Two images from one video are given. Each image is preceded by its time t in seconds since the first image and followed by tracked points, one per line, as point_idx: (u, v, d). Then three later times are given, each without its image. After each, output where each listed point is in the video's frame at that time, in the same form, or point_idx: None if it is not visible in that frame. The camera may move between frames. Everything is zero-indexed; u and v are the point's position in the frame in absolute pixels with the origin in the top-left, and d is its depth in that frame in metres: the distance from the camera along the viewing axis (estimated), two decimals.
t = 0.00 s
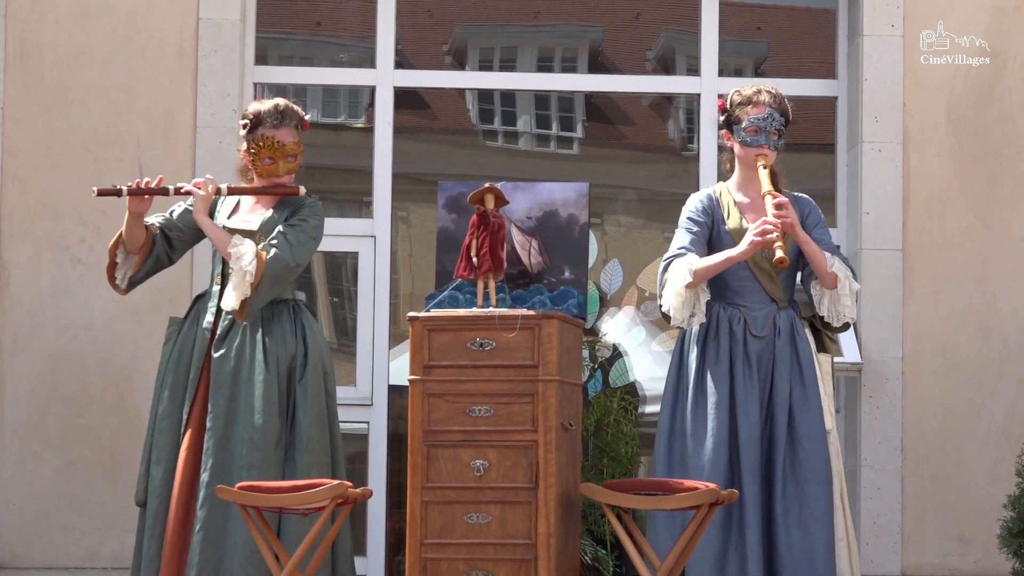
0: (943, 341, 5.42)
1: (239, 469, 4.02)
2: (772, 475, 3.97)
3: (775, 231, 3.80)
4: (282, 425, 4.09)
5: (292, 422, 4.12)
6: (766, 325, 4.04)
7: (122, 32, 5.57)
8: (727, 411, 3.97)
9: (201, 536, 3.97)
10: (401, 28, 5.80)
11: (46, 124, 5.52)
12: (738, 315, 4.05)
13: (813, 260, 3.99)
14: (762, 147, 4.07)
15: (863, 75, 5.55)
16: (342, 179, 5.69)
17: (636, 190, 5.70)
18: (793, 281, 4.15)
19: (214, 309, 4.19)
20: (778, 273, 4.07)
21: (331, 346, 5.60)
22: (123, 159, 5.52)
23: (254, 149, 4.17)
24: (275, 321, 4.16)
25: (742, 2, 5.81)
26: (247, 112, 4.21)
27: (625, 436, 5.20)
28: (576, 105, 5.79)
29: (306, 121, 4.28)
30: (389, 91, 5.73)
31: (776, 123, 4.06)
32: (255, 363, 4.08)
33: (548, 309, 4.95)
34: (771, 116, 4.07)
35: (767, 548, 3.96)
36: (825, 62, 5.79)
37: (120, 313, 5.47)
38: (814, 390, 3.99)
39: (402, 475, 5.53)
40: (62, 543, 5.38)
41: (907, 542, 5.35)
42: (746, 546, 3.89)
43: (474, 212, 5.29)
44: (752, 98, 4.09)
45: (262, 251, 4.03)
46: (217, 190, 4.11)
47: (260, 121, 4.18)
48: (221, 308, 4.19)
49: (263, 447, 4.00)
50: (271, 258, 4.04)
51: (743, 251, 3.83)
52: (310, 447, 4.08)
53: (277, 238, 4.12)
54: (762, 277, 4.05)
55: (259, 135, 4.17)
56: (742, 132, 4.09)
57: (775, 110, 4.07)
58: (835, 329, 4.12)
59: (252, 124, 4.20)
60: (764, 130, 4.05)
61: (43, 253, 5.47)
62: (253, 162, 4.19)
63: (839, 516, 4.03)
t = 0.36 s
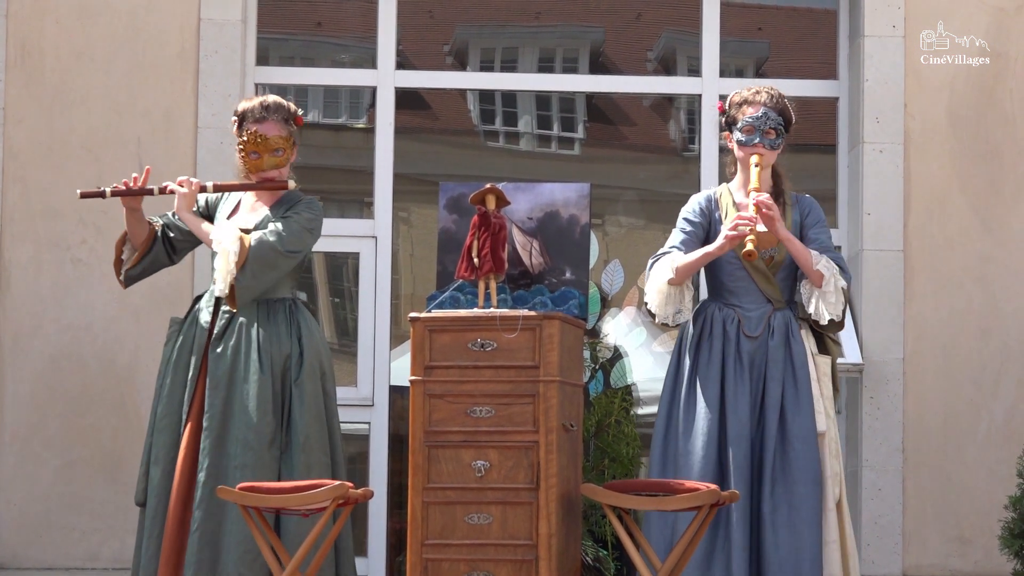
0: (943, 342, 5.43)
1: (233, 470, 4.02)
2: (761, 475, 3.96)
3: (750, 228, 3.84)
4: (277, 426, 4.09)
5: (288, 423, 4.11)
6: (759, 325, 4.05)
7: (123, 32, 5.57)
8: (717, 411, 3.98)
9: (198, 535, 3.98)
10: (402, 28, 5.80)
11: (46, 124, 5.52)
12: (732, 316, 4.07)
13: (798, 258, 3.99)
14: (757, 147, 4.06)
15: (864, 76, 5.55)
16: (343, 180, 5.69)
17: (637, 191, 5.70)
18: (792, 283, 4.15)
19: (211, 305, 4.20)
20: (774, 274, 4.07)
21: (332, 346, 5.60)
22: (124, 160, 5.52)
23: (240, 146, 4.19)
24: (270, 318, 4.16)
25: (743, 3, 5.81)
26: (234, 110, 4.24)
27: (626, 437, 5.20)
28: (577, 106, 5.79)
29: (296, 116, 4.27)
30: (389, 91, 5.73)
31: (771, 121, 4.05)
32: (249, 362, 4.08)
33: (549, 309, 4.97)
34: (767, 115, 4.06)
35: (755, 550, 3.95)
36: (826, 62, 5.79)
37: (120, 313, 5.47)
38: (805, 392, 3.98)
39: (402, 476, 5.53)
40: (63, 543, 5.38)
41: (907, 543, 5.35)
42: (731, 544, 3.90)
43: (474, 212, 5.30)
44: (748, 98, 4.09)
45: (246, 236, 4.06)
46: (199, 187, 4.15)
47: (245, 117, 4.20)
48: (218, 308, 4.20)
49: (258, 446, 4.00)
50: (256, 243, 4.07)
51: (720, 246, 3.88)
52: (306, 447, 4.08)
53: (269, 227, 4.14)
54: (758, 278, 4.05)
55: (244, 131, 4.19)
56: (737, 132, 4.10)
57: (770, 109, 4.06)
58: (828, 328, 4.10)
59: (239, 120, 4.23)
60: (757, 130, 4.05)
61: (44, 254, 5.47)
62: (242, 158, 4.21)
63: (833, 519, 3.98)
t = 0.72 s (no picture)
0: (943, 341, 5.42)
1: (228, 471, 4.03)
2: (761, 470, 3.96)
3: (750, 215, 3.86)
4: (267, 426, 4.09)
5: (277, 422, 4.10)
6: (761, 319, 4.05)
7: (122, 33, 5.57)
8: (719, 406, 3.99)
9: (195, 535, 4.00)
10: (402, 29, 5.80)
11: (46, 125, 5.52)
12: (734, 311, 4.07)
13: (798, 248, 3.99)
14: (757, 139, 4.06)
15: (864, 76, 5.55)
16: (341, 181, 5.69)
17: (637, 191, 5.70)
18: (792, 275, 4.14)
19: (208, 304, 4.23)
20: (775, 268, 4.07)
21: (332, 347, 5.59)
22: (124, 161, 5.52)
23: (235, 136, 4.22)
24: (263, 315, 4.16)
25: (743, 2, 5.81)
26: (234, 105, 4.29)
27: (626, 437, 5.20)
28: (576, 106, 5.79)
29: (292, 112, 4.30)
30: (389, 92, 5.73)
31: (771, 113, 4.05)
32: (241, 363, 4.09)
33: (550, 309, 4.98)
34: (767, 107, 4.05)
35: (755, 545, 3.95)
36: (825, 62, 5.79)
37: (120, 315, 5.47)
38: (805, 386, 3.97)
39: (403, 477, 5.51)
40: (63, 545, 5.38)
41: (908, 543, 5.35)
42: (734, 541, 3.91)
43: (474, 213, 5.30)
44: (748, 91, 4.09)
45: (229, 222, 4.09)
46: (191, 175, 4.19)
47: (240, 108, 4.23)
48: (215, 306, 4.21)
49: (249, 446, 4.00)
50: (238, 228, 4.09)
51: (716, 237, 3.89)
52: (292, 447, 4.06)
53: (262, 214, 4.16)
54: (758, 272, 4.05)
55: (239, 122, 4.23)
56: (738, 125, 4.09)
57: (770, 101, 4.06)
58: (832, 317, 4.14)
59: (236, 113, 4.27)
60: (758, 122, 4.04)
61: (44, 255, 5.47)
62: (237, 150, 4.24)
63: (832, 513, 3.97)
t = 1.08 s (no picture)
0: (943, 340, 5.42)
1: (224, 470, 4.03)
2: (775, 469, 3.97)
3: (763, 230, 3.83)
4: (264, 425, 4.09)
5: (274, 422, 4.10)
6: (766, 319, 4.05)
7: (121, 34, 5.57)
8: (729, 407, 3.98)
9: (193, 534, 4.01)
10: (401, 29, 5.80)
11: (45, 126, 5.52)
12: (738, 311, 4.06)
13: (803, 257, 4.00)
14: (763, 140, 4.08)
15: (863, 75, 5.55)
16: (340, 181, 5.69)
17: (637, 190, 5.70)
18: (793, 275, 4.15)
19: (206, 303, 4.23)
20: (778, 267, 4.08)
21: (332, 347, 5.59)
22: (123, 161, 5.52)
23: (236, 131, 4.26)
24: (260, 314, 4.16)
25: (742, 2, 5.82)
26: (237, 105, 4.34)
27: (626, 436, 5.21)
28: (576, 105, 5.79)
29: (294, 114, 4.35)
30: (388, 92, 5.73)
31: (776, 115, 4.07)
32: (239, 361, 4.09)
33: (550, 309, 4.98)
34: (772, 109, 4.07)
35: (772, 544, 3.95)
36: (824, 61, 5.79)
37: (120, 316, 5.47)
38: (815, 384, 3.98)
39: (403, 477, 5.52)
40: (63, 545, 5.38)
41: (908, 542, 5.35)
42: (752, 541, 3.89)
43: (474, 213, 5.30)
44: (750, 91, 4.07)
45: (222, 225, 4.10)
46: (193, 177, 4.24)
47: (241, 106, 4.27)
48: (212, 307, 4.21)
49: (244, 445, 4.00)
50: (231, 231, 4.10)
51: (730, 250, 3.87)
52: (287, 447, 4.05)
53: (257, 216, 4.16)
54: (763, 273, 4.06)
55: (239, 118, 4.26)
56: (741, 125, 4.09)
57: (774, 102, 4.07)
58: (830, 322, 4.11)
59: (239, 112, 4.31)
60: (764, 124, 4.06)
61: (43, 256, 5.47)
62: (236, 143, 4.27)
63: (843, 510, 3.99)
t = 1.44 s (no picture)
0: (942, 338, 5.42)
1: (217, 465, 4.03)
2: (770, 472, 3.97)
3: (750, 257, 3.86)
4: (258, 422, 4.09)
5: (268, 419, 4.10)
6: (761, 323, 4.05)
7: (120, 33, 5.57)
8: (723, 409, 3.98)
9: (185, 529, 4.01)
10: (399, 27, 5.80)
11: (45, 125, 5.52)
12: (733, 314, 4.06)
13: (791, 270, 4.02)
14: (752, 150, 4.06)
15: (862, 72, 5.55)
16: (339, 179, 5.69)
17: (636, 188, 5.70)
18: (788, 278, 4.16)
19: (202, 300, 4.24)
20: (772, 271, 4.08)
21: (331, 345, 5.59)
22: (122, 160, 5.52)
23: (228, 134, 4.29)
24: (254, 313, 4.16)
25: None
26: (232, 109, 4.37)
27: (625, 434, 5.25)
28: (574, 103, 5.78)
29: (286, 111, 4.34)
30: (387, 90, 5.73)
31: (766, 123, 4.05)
32: (233, 359, 4.09)
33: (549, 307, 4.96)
34: (762, 117, 4.05)
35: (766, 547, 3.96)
36: (823, 59, 5.79)
37: (119, 314, 5.46)
38: (810, 387, 3.99)
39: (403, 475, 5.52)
40: (63, 544, 5.38)
41: (908, 540, 5.35)
42: (744, 543, 3.90)
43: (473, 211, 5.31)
44: (740, 101, 4.09)
45: (216, 226, 4.11)
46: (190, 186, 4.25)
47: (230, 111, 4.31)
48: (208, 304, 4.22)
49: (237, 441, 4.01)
50: (225, 232, 4.10)
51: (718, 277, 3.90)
52: (283, 443, 4.07)
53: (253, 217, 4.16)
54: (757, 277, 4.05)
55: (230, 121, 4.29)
56: (732, 134, 4.08)
57: (763, 111, 4.06)
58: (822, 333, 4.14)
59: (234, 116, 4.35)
60: (752, 133, 4.04)
61: (43, 255, 5.47)
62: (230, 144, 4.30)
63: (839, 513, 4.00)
